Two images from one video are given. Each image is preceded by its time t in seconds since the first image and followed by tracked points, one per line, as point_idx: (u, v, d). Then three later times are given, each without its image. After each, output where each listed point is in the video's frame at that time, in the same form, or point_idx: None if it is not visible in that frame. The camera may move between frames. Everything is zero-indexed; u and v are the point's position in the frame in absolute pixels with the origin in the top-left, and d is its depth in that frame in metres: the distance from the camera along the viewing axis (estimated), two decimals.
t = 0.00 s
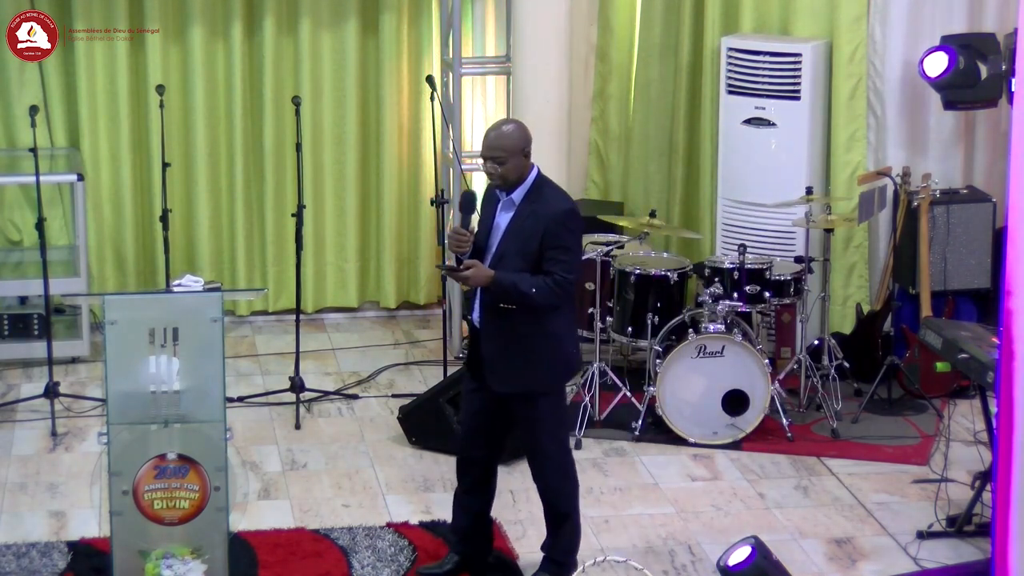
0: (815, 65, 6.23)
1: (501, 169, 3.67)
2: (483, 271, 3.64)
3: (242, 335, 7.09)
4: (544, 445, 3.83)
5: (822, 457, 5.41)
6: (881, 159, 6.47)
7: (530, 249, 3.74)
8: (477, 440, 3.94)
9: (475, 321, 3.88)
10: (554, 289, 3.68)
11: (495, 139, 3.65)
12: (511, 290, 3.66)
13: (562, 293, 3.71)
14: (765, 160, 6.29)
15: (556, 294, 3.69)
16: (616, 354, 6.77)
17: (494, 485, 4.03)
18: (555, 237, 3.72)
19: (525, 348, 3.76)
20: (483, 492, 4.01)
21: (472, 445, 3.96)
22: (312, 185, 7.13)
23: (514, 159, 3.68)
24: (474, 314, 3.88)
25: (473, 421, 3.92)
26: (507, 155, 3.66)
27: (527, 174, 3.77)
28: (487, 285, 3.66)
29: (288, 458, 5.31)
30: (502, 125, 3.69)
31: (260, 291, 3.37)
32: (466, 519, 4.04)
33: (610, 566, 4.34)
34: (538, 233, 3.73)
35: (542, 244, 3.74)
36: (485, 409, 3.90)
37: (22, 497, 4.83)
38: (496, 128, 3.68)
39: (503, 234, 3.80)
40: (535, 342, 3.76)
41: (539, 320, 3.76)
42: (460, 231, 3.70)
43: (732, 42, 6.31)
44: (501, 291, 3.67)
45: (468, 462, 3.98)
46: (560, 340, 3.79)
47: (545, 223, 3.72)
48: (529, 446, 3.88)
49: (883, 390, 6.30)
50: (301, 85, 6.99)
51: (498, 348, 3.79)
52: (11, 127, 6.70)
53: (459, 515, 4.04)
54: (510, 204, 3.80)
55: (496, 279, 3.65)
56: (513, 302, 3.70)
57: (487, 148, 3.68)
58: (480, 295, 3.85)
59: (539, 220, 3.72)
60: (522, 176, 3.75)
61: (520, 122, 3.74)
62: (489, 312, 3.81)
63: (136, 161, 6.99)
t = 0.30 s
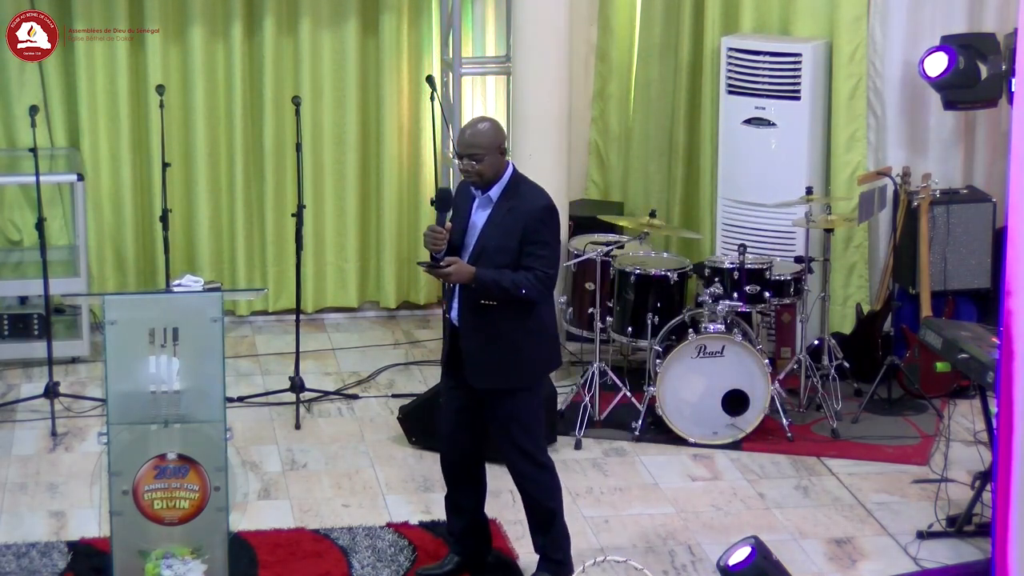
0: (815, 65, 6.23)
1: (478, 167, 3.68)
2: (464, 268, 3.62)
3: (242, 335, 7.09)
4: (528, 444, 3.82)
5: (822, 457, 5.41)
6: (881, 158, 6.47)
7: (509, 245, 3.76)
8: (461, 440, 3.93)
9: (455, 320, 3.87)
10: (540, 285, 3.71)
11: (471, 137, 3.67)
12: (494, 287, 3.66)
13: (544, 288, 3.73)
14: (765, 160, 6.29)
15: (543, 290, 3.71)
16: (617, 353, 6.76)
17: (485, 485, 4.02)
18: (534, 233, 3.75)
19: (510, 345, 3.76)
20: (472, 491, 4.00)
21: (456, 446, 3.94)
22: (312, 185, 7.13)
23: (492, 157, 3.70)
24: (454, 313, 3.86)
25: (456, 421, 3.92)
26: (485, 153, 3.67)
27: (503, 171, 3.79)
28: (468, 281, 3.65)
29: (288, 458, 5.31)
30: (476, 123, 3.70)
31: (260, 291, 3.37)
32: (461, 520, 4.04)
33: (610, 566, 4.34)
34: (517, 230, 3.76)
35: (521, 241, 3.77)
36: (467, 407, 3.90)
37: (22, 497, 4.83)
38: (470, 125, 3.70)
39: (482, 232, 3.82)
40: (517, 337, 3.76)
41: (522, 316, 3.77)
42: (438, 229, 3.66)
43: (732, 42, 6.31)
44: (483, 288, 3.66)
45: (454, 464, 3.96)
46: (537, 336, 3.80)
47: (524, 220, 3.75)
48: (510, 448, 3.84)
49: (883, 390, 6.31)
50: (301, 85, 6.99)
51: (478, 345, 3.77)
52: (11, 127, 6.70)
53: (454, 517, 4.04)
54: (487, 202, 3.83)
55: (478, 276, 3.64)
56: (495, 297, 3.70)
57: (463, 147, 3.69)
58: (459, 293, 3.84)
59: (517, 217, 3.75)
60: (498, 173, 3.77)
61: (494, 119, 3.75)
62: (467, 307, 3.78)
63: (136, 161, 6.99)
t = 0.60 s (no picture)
0: (815, 65, 6.23)
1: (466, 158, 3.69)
2: (462, 260, 3.65)
3: (242, 336, 7.09)
4: (525, 436, 3.84)
5: (822, 457, 5.41)
6: (881, 158, 6.47)
7: (500, 241, 3.78)
8: (458, 439, 3.95)
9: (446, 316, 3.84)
10: (534, 276, 3.75)
11: (457, 128, 3.68)
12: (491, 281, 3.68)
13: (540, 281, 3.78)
14: (766, 160, 6.29)
15: (537, 281, 3.76)
16: (617, 353, 6.77)
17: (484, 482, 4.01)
18: (524, 228, 3.79)
19: (503, 338, 3.78)
20: (469, 489, 4.00)
21: (452, 445, 3.97)
22: (312, 186, 7.14)
23: (479, 148, 3.71)
24: (444, 309, 3.84)
25: (449, 421, 3.94)
26: (473, 143, 3.69)
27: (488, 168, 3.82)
28: (464, 275, 3.67)
29: (288, 458, 5.31)
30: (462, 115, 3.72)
31: (260, 291, 3.37)
32: (460, 519, 4.04)
33: (610, 566, 4.34)
34: (508, 227, 3.79)
35: (511, 239, 3.80)
36: (457, 404, 3.92)
37: (22, 497, 4.83)
38: (455, 118, 3.71)
39: (470, 227, 3.83)
40: (508, 331, 3.79)
41: (514, 308, 3.80)
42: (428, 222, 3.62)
43: (732, 42, 6.31)
44: (479, 283, 3.68)
45: (454, 464, 3.98)
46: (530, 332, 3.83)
47: (513, 216, 3.78)
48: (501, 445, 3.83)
49: (883, 390, 6.31)
50: (301, 85, 6.99)
51: (469, 341, 3.78)
52: (11, 127, 6.70)
53: (453, 516, 4.04)
54: (475, 198, 3.84)
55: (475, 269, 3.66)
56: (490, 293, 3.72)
57: (450, 138, 3.69)
58: (450, 290, 3.81)
59: (507, 214, 3.79)
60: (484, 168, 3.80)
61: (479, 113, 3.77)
62: (459, 302, 3.77)
63: (136, 161, 6.99)
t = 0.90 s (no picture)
0: (815, 65, 6.23)
1: (459, 161, 3.70)
2: (481, 264, 3.66)
3: (242, 335, 7.09)
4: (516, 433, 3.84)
5: (822, 457, 5.41)
6: (881, 158, 6.47)
7: (505, 234, 3.83)
8: (458, 438, 3.96)
9: (453, 318, 3.83)
10: (539, 268, 3.79)
11: (445, 134, 3.67)
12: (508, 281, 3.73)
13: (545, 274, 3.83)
14: (766, 160, 6.29)
15: (542, 273, 3.81)
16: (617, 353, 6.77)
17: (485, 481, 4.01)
18: (526, 221, 3.85)
19: (507, 335, 3.82)
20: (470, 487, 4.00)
21: (447, 442, 3.97)
22: (312, 185, 7.14)
23: (469, 150, 3.72)
24: (449, 310, 3.83)
25: (449, 421, 3.96)
26: (462, 146, 3.69)
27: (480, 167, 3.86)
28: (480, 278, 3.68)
29: (288, 458, 5.31)
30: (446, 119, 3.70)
31: (260, 291, 3.37)
32: (460, 516, 4.03)
33: (610, 566, 4.34)
34: (510, 221, 3.84)
35: (515, 232, 3.85)
36: (456, 402, 3.94)
37: (22, 497, 4.83)
38: (440, 123, 3.69)
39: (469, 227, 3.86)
40: (507, 328, 3.82)
41: (517, 301, 3.83)
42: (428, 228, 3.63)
43: (732, 42, 6.31)
44: (495, 283, 3.72)
45: (453, 462, 3.98)
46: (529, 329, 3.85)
47: (515, 210, 3.84)
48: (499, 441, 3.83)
49: (883, 390, 6.31)
50: (301, 85, 6.99)
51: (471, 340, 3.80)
52: (11, 127, 6.70)
53: (454, 513, 4.03)
54: (472, 198, 3.88)
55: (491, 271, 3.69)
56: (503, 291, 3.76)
57: (439, 144, 3.69)
58: (455, 289, 3.82)
59: (507, 208, 3.84)
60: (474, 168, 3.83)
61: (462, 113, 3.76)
62: (464, 300, 3.79)
63: (136, 161, 6.99)
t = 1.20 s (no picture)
0: (815, 65, 6.23)
1: (461, 164, 3.70)
2: (492, 272, 3.69)
3: (242, 335, 7.09)
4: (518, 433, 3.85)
5: (822, 457, 5.41)
6: (881, 159, 6.48)
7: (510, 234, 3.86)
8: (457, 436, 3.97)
9: (463, 323, 3.82)
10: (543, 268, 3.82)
11: (444, 137, 3.67)
12: (515, 284, 3.75)
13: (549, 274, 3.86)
14: (766, 160, 6.29)
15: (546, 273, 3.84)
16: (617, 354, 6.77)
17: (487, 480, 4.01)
18: (530, 222, 3.88)
19: (508, 335, 3.82)
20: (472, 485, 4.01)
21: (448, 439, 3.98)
22: (312, 185, 7.14)
23: (470, 153, 3.72)
24: (458, 315, 3.82)
25: (449, 420, 3.96)
26: (464, 148, 3.69)
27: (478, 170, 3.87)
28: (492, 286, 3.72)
29: (288, 458, 5.31)
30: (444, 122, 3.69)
31: (260, 291, 3.37)
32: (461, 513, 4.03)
33: (610, 566, 4.34)
34: (514, 222, 3.86)
35: (519, 232, 3.87)
36: (458, 401, 3.93)
37: (22, 497, 4.83)
38: (437, 126, 3.69)
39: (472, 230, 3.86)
40: (511, 330, 3.82)
41: (519, 301, 3.84)
42: (433, 235, 3.61)
43: (732, 42, 6.31)
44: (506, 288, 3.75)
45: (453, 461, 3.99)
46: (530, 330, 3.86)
47: (517, 211, 3.86)
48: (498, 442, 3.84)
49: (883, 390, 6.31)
50: (301, 85, 6.99)
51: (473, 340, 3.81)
52: (11, 127, 6.70)
53: (455, 510, 4.03)
54: (473, 202, 3.86)
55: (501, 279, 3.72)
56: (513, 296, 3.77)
57: (439, 147, 3.68)
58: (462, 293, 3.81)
59: (510, 208, 3.86)
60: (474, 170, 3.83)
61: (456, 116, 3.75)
62: (467, 300, 3.80)
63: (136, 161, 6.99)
